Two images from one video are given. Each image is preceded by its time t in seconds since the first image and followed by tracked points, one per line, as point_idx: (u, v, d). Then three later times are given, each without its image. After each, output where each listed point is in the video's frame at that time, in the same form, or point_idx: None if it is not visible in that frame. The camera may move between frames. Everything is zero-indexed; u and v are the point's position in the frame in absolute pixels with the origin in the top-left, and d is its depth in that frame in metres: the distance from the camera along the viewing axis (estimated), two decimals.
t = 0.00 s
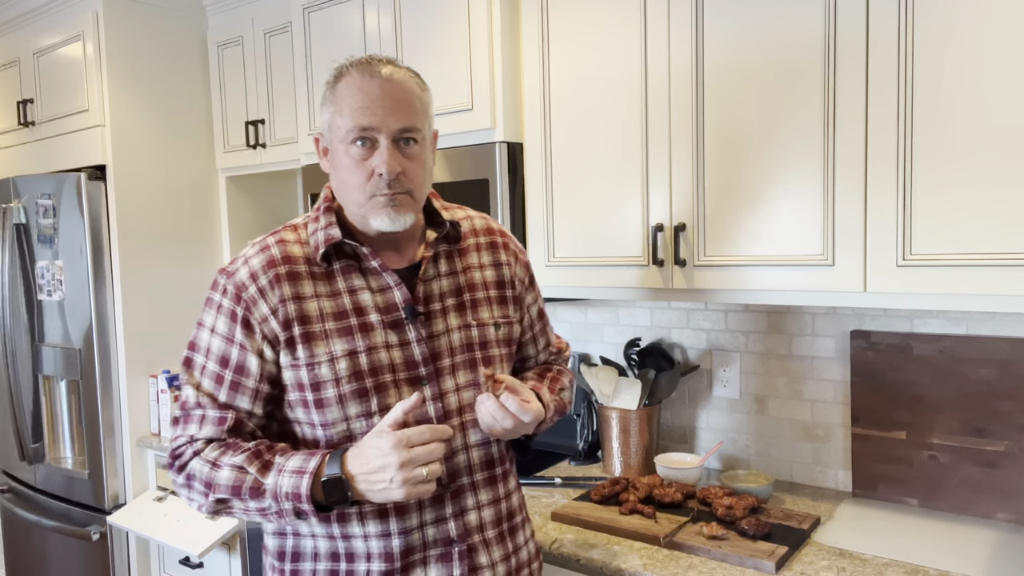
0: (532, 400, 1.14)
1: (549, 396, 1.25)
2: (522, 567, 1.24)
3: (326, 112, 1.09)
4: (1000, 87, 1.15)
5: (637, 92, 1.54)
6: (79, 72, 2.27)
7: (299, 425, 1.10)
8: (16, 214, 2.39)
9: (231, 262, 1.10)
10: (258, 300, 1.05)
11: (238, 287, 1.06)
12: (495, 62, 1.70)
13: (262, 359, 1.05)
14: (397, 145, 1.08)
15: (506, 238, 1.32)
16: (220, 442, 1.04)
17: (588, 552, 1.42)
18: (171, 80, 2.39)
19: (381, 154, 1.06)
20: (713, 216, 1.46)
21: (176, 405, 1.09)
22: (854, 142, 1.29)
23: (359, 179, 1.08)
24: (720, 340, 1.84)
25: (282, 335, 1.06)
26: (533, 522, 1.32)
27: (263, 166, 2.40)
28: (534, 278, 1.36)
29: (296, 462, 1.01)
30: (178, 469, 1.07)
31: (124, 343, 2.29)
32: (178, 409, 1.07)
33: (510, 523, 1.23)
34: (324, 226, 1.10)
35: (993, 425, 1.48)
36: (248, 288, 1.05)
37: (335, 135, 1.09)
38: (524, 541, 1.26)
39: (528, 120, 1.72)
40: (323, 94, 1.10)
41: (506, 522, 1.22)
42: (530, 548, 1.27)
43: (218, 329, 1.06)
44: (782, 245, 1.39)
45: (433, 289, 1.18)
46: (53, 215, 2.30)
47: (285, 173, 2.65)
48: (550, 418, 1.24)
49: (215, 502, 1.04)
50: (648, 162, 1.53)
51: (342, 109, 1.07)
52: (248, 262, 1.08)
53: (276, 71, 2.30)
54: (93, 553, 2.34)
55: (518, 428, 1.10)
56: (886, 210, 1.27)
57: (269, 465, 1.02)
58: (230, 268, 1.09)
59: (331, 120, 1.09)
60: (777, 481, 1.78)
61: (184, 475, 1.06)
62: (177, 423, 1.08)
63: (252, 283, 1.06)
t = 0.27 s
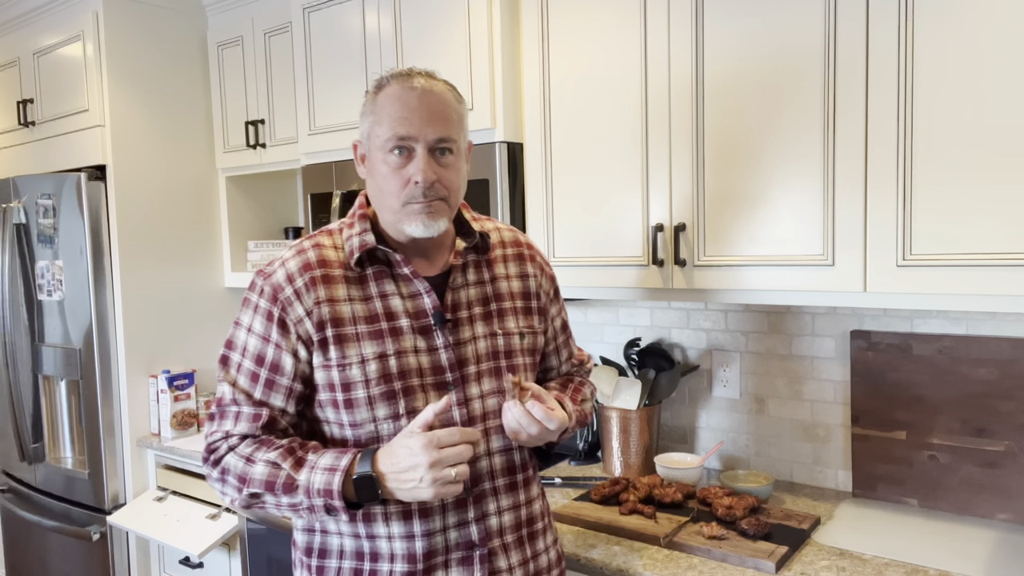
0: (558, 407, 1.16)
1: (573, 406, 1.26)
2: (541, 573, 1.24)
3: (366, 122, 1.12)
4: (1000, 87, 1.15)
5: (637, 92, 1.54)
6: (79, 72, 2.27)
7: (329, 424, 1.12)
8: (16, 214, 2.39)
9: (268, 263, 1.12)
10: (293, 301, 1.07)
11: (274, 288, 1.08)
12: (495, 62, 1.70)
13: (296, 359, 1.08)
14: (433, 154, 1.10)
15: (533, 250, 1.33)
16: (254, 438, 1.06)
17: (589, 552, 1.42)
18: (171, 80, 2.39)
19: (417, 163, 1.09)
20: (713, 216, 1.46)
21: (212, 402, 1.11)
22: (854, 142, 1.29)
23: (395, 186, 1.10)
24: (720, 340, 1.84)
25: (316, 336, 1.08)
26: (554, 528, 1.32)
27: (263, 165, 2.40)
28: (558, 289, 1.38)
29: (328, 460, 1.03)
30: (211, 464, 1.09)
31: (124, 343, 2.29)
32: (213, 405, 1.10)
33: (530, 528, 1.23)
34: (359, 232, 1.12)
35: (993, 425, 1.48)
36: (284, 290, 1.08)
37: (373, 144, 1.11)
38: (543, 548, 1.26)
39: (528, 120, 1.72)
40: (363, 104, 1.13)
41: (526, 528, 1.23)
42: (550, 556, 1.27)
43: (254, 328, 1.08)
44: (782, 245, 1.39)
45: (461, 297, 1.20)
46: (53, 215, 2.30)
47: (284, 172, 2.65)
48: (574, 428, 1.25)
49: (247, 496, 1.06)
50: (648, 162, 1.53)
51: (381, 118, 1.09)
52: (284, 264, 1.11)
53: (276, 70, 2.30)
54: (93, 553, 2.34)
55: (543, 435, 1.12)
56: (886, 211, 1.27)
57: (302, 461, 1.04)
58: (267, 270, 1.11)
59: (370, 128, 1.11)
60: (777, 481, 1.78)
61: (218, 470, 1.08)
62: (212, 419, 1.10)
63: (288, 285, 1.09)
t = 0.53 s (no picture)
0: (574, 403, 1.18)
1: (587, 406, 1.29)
2: (549, 572, 1.25)
3: (391, 122, 1.15)
4: (1000, 86, 1.15)
5: (637, 92, 1.54)
6: (79, 72, 2.27)
7: (346, 416, 1.15)
8: (16, 214, 2.39)
9: (291, 258, 1.16)
10: (316, 294, 1.11)
11: (297, 281, 1.12)
12: (495, 62, 1.70)
13: (317, 350, 1.11)
14: (455, 153, 1.13)
15: (549, 254, 1.37)
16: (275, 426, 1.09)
17: (589, 552, 1.42)
18: (171, 80, 2.39)
19: (441, 161, 1.12)
20: (713, 217, 1.46)
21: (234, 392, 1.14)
22: (854, 142, 1.29)
23: (418, 184, 1.13)
24: (720, 340, 1.84)
25: (337, 328, 1.11)
26: (563, 527, 1.33)
27: (263, 165, 2.40)
28: (571, 294, 1.42)
29: (348, 449, 1.06)
30: (232, 452, 1.12)
31: (124, 343, 2.28)
32: (235, 395, 1.13)
33: (540, 527, 1.25)
34: (381, 230, 1.16)
35: (993, 425, 1.48)
36: (307, 283, 1.11)
37: (398, 143, 1.14)
38: (553, 547, 1.27)
39: (528, 120, 1.72)
40: (388, 105, 1.16)
41: (535, 526, 1.24)
42: (559, 556, 1.28)
43: (277, 320, 1.11)
44: (782, 245, 1.39)
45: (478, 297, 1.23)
46: (53, 215, 2.30)
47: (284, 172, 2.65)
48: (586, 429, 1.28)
49: (267, 484, 1.08)
50: (648, 163, 1.53)
51: (406, 118, 1.13)
52: (307, 259, 1.14)
53: (276, 70, 2.30)
54: (94, 553, 2.34)
55: (563, 429, 1.14)
56: (886, 211, 1.27)
57: (321, 450, 1.07)
58: (290, 265, 1.15)
59: (395, 128, 1.14)
60: (776, 481, 1.78)
61: (238, 458, 1.10)
62: (234, 409, 1.13)
63: (311, 278, 1.12)
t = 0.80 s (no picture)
0: (582, 404, 1.19)
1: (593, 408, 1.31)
2: (550, 572, 1.25)
3: (403, 122, 1.16)
4: (1000, 86, 1.15)
5: (637, 92, 1.54)
6: (79, 72, 2.27)
7: (354, 413, 1.16)
8: (16, 214, 2.39)
9: (303, 255, 1.17)
10: (327, 291, 1.12)
11: (309, 278, 1.13)
12: (495, 62, 1.70)
13: (328, 347, 1.11)
14: (468, 154, 1.14)
15: (557, 257, 1.38)
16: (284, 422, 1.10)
17: (589, 552, 1.42)
18: (171, 81, 2.39)
19: (453, 162, 1.12)
20: (712, 217, 1.46)
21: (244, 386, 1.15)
22: (855, 142, 1.29)
23: (431, 184, 1.14)
24: (720, 340, 1.84)
25: (348, 325, 1.12)
26: (566, 526, 1.33)
27: (263, 166, 2.40)
28: (579, 298, 1.42)
29: (358, 446, 1.06)
30: (241, 446, 1.12)
31: (124, 343, 2.28)
32: (246, 389, 1.13)
33: (542, 527, 1.25)
34: (392, 229, 1.17)
35: (993, 425, 1.48)
36: (319, 279, 1.12)
37: (411, 143, 1.15)
38: (554, 548, 1.27)
39: (528, 120, 1.72)
40: (401, 105, 1.16)
41: (538, 526, 1.25)
42: (560, 557, 1.28)
43: (289, 316, 1.12)
44: (782, 245, 1.39)
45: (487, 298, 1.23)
46: (53, 215, 2.30)
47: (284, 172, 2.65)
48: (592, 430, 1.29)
49: (276, 478, 1.09)
50: (648, 163, 1.53)
51: (419, 118, 1.13)
52: (319, 255, 1.15)
53: (276, 71, 2.30)
54: (94, 553, 2.34)
55: (569, 432, 1.15)
56: (886, 211, 1.27)
57: (331, 446, 1.08)
58: (301, 261, 1.16)
59: (408, 128, 1.15)
60: (776, 481, 1.78)
61: (247, 451, 1.11)
62: (244, 403, 1.14)
63: (322, 275, 1.13)
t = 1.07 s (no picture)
0: (583, 404, 1.19)
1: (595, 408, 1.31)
2: (553, 571, 1.25)
3: (405, 124, 1.16)
4: (1000, 86, 1.15)
5: (636, 91, 1.53)
6: (79, 72, 2.27)
7: (357, 414, 1.16)
8: (16, 214, 2.39)
9: (306, 257, 1.17)
10: (330, 292, 1.12)
11: (312, 279, 1.13)
12: (495, 62, 1.70)
13: (331, 348, 1.11)
14: (470, 155, 1.14)
15: (557, 258, 1.38)
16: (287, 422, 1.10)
17: (589, 552, 1.42)
18: (171, 81, 2.39)
19: (455, 163, 1.12)
20: (713, 217, 1.46)
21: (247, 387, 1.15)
22: (854, 142, 1.29)
23: (433, 185, 1.14)
24: (720, 339, 1.84)
25: (351, 326, 1.12)
26: (568, 526, 1.33)
27: (263, 166, 2.40)
28: (578, 299, 1.42)
29: (361, 445, 1.06)
30: (245, 447, 1.12)
31: (124, 343, 2.28)
32: (249, 391, 1.13)
33: (545, 526, 1.25)
34: (395, 230, 1.17)
35: (993, 425, 1.48)
36: (321, 281, 1.12)
37: (413, 145, 1.15)
38: (557, 547, 1.27)
39: (528, 120, 1.71)
40: (403, 107, 1.16)
41: (540, 525, 1.25)
42: (563, 556, 1.28)
43: (291, 317, 1.12)
44: (782, 245, 1.39)
45: (488, 299, 1.23)
46: (53, 215, 2.30)
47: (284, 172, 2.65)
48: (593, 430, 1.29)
49: (280, 479, 1.09)
50: (647, 163, 1.53)
51: (420, 120, 1.13)
52: (321, 257, 1.15)
53: (276, 71, 2.30)
54: (93, 553, 2.34)
55: (572, 431, 1.16)
56: (886, 211, 1.27)
57: (334, 446, 1.07)
58: (304, 263, 1.16)
59: (409, 130, 1.15)
60: (776, 481, 1.78)
61: (251, 452, 1.11)
62: (247, 404, 1.13)
63: (325, 276, 1.13)
